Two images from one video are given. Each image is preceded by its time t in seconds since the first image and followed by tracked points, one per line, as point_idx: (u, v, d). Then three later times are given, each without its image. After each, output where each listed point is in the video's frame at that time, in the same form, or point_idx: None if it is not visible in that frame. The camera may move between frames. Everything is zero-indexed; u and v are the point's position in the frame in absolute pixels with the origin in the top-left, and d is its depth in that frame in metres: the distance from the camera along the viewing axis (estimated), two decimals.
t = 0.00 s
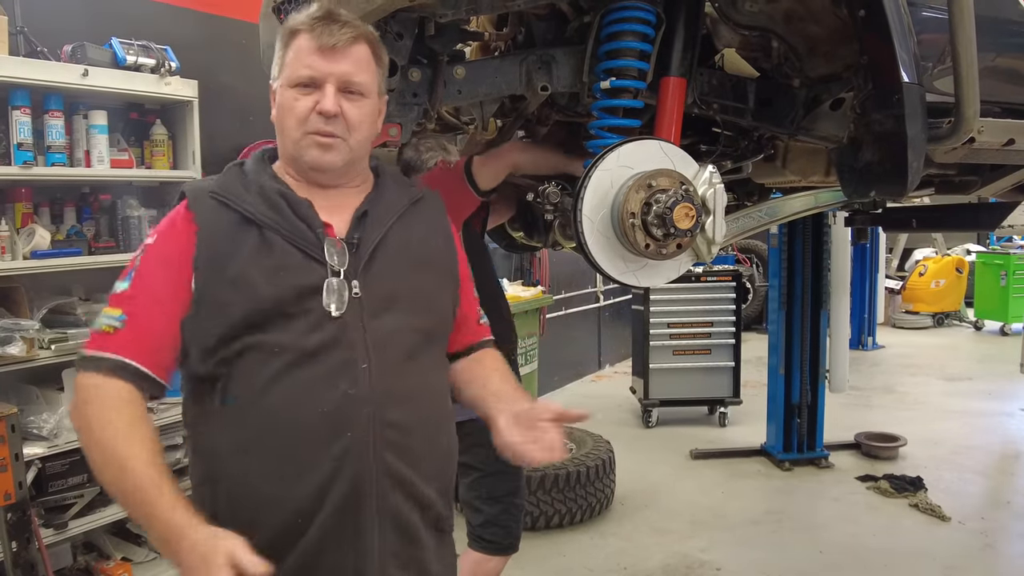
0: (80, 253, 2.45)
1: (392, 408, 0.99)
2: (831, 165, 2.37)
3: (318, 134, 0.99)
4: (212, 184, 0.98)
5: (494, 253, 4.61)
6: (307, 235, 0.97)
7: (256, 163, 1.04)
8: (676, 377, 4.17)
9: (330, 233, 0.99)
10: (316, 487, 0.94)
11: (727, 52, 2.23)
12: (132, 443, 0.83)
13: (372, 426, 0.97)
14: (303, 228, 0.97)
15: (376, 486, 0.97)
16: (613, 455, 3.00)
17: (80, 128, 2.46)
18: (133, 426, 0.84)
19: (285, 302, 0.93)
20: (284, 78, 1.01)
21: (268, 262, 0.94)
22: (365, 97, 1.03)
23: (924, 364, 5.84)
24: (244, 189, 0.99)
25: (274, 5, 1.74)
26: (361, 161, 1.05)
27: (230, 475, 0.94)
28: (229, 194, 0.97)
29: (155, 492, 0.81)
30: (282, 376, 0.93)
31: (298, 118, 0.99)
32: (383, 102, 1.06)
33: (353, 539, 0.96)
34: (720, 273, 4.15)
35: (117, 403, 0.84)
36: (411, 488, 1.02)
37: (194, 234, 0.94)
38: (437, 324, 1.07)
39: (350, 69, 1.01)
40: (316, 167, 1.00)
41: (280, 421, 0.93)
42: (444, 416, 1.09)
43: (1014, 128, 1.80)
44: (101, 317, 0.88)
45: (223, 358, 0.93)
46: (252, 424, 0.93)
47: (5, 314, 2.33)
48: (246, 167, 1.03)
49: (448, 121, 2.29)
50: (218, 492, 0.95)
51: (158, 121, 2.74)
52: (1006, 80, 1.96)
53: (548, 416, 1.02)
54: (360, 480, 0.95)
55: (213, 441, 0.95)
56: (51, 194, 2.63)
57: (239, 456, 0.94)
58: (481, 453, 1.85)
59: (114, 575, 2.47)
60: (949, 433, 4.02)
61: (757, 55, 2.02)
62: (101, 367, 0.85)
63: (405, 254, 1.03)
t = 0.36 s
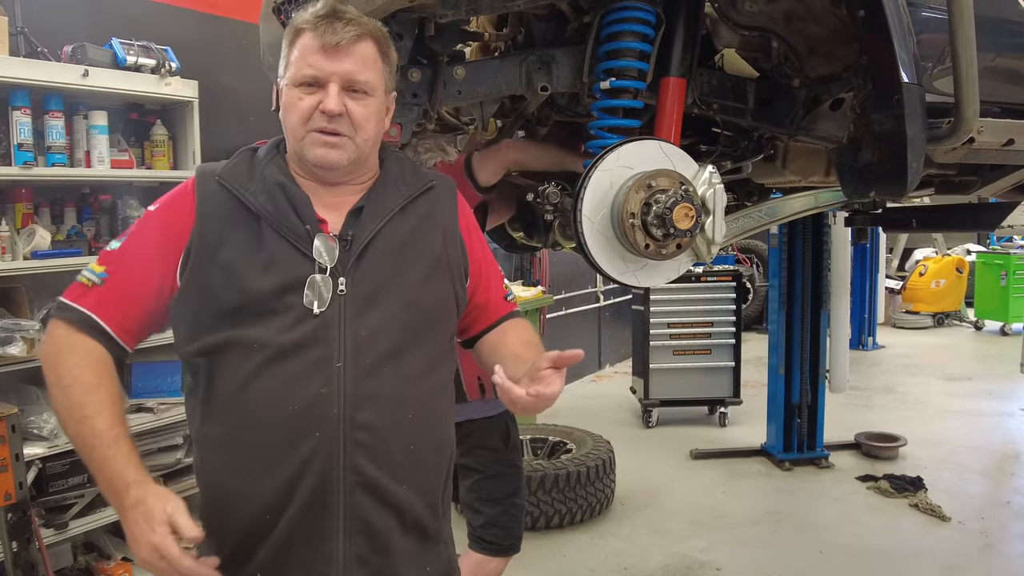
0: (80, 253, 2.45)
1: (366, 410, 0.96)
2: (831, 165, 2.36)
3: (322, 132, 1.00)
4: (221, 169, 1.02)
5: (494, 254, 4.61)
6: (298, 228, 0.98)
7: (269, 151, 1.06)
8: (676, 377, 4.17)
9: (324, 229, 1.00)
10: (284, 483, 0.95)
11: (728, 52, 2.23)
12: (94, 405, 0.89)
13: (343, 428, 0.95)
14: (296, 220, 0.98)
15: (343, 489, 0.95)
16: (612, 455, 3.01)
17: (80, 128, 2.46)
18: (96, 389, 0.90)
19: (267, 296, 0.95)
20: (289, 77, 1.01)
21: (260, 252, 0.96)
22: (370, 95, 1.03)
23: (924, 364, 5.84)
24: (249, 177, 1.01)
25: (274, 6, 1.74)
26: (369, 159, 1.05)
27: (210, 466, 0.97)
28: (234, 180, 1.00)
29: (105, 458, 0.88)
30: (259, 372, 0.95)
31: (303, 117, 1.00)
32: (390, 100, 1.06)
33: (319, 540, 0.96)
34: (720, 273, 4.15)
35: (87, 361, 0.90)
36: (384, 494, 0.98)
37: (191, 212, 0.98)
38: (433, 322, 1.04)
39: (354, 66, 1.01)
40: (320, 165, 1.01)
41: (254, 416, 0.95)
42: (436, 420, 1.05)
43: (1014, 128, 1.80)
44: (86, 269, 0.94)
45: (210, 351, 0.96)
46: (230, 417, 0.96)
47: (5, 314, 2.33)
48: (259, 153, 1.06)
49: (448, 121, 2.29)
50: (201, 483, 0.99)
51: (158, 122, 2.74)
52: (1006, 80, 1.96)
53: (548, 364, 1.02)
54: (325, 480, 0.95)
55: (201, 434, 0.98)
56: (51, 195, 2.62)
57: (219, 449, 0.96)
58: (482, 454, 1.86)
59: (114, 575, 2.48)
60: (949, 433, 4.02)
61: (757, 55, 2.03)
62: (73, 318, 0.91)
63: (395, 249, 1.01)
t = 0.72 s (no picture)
0: (80, 253, 2.45)
1: (370, 413, 0.96)
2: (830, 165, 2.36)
3: (334, 121, 0.99)
4: (223, 175, 1.02)
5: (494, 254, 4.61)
6: (296, 227, 0.98)
7: (270, 153, 1.06)
8: (676, 377, 4.17)
9: (322, 228, 0.99)
10: (288, 484, 0.95)
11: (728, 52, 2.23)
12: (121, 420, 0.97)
13: (346, 430, 0.95)
14: (295, 219, 0.98)
15: (346, 491, 0.95)
16: (613, 455, 3.01)
17: (80, 128, 2.46)
18: (123, 404, 0.97)
19: (267, 294, 0.95)
20: (295, 69, 1.01)
21: (258, 250, 0.96)
22: (377, 82, 1.03)
23: (924, 364, 5.84)
24: (250, 180, 1.02)
25: (274, 6, 1.74)
26: (377, 150, 1.05)
27: (215, 465, 0.98)
28: (236, 183, 1.00)
29: (128, 468, 0.97)
30: (261, 372, 0.95)
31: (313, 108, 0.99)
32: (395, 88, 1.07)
33: (322, 543, 0.96)
34: (720, 273, 4.15)
35: (117, 379, 0.97)
36: (387, 498, 0.98)
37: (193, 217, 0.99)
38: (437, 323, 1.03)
39: (362, 53, 1.01)
40: (331, 158, 1.00)
41: (259, 416, 0.95)
42: (441, 423, 1.05)
43: (1014, 128, 1.80)
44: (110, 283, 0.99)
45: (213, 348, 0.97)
46: (235, 418, 0.96)
47: (5, 314, 2.33)
48: (260, 156, 1.06)
49: (448, 121, 2.29)
50: (205, 483, 0.99)
51: (158, 122, 2.74)
52: (1006, 80, 1.96)
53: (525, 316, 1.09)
54: (328, 484, 0.95)
55: (207, 434, 0.98)
56: (51, 194, 2.62)
57: (224, 448, 0.97)
58: (479, 455, 1.86)
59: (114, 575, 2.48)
60: (949, 433, 4.02)
61: (757, 55, 2.03)
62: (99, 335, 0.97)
63: (399, 252, 1.00)
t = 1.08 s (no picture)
0: (80, 253, 2.45)
1: (354, 423, 0.96)
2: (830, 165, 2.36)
3: (329, 130, 0.99)
4: (217, 184, 1.03)
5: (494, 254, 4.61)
6: (284, 233, 0.98)
7: (261, 161, 1.08)
8: (676, 377, 4.17)
9: (309, 234, 0.99)
10: (269, 491, 0.95)
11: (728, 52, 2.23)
12: (142, 445, 1.02)
13: (329, 438, 0.95)
14: (284, 226, 0.99)
15: (326, 500, 0.95)
16: (612, 455, 3.01)
17: (80, 128, 2.47)
18: (146, 428, 1.03)
19: (252, 300, 0.95)
20: (294, 71, 1.00)
21: (248, 257, 0.97)
22: (376, 91, 1.02)
23: (924, 364, 5.84)
24: (242, 188, 1.03)
25: (274, 6, 1.74)
26: (374, 156, 1.05)
27: (206, 467, 0.99)
28: (228, 191, 1.02)
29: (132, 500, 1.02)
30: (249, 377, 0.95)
31: (309, 113, 0.99)
32: (395, 95, 1.06)
33: (302, 550, 0.96)
34: (720, 273, 4.15)
35: (143, 404, 1.03)
36: (369, 509, 0.97)
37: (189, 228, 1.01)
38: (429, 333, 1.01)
39: (360, 61, 0.99)
40: (325, 165, 1.01)
41: (244, 422, 0.96)
42: (429, 436, 1.03)
43: (1014, 128, 1.80)
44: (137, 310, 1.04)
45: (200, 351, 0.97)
46: (223, 421, 0.97)
47: (6, 314, 2.33)
48: (252, 164, 1.08)
49: (448, 121, 2.29)
50: (197, 484, 1.00)
51: (158, 122, 2.74)
52: (1006, 80, 1.96)
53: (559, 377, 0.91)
54: (310, 491, 0.95)
55: (199, 436, 0.99)
56: (51, 194, 2.62)
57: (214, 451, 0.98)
58: (473, 452, 1.86)
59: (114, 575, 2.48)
60: (949, 433, 4.03)
61: (757, 55, 2.03)
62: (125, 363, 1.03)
63: (385, 260, 0.98)
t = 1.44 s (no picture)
0: (80, 253, 2.45)
1: (358, 436, 0.97)
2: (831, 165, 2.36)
3: (326, 147, 0.99)
4: (211, 184, 1.01)
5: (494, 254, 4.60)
6: (286, 243, 0.98)
7: (257, 159, 1.06)
8: (676, 377, 4.16)
9: (310, 244, 1.00)
10: (272, 502, 0.95)
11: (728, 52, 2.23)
12: (126, 446, 1.01)
13: (333, 451, 0.95)
14: (284, 236, 0.98)
15: (332, 511, 0.96)
16: (613, 455, 3.01)
17: (80, 128, 2.47)
18: (131, 428, 1.01)
19: (254, 314, 0.94)
20: (294, 83, 0.99)
21: (246, 264, 0.96)
22: (379, 110, 1.01)
23: (924, 364, 5.84)
24: (238, 190, 1.02)
25: (274, 5, 1.74)
26: (373, 173, 1.04)
27: (205, 479, 0.98)
28: (224, 194, 1.00)
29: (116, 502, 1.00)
30: (254, 389, 0.95)
31: (308, 129, 0.98)
32: (398, 111, 1.05)
33: (308, 559, 0.96)
34: (720, 273, 4.15)
35: (127, 405, 1.01)
36: (372, 518, 0.99)
37: (181, 230, 0.99)
38: (425, 340, 1.03)
39: (364, 81, 0.98)
40: (322, 182, 1.01)
41: (247, 435, 0.95)
42: (427, 441, 1.05)
43: (1014, 128, 1.80)
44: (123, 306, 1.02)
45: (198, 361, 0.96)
46: (225, 433, 0.96)
47: (6, 314, 2.33)
48: (248, 164, 1.06)
49: (448, 121, 2.29)
50: (195, 494, 1.00)
51: (158, 121, 2.74)
52: (1007, 80, 1.96)
53: (536, 432, 0.96)
54: (314, 504, 0.95)
55: (198, 447, 0.99)
56: (51, 194, 2.62)
57: (214, 462, 0.97)
58: (470, 451, 1.84)
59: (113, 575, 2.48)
60: (950, 433, 4.02)
61: (757, 55, 2.03)
62: (110, 362, 1.00)
63: (388, 273, 1.00)
